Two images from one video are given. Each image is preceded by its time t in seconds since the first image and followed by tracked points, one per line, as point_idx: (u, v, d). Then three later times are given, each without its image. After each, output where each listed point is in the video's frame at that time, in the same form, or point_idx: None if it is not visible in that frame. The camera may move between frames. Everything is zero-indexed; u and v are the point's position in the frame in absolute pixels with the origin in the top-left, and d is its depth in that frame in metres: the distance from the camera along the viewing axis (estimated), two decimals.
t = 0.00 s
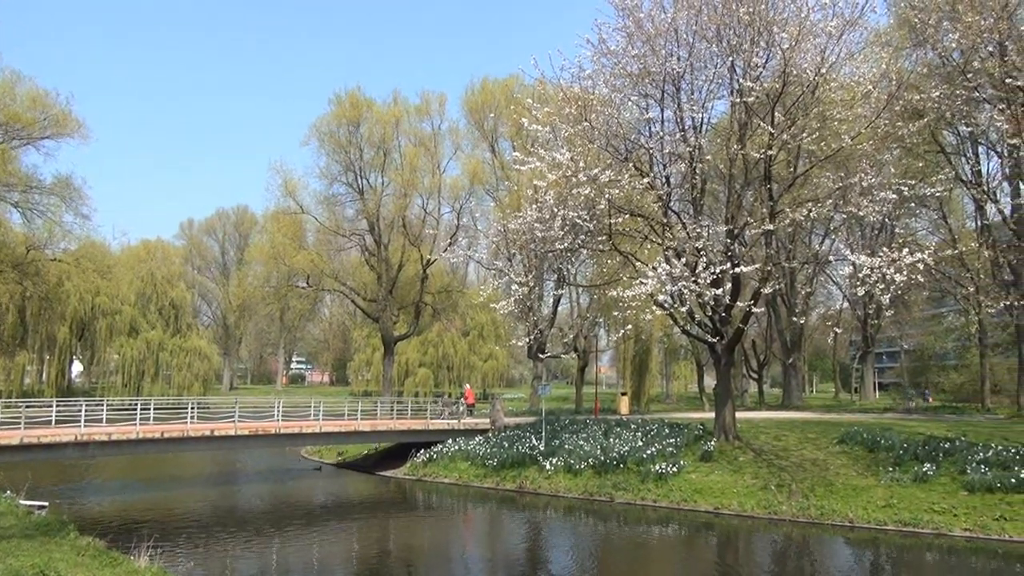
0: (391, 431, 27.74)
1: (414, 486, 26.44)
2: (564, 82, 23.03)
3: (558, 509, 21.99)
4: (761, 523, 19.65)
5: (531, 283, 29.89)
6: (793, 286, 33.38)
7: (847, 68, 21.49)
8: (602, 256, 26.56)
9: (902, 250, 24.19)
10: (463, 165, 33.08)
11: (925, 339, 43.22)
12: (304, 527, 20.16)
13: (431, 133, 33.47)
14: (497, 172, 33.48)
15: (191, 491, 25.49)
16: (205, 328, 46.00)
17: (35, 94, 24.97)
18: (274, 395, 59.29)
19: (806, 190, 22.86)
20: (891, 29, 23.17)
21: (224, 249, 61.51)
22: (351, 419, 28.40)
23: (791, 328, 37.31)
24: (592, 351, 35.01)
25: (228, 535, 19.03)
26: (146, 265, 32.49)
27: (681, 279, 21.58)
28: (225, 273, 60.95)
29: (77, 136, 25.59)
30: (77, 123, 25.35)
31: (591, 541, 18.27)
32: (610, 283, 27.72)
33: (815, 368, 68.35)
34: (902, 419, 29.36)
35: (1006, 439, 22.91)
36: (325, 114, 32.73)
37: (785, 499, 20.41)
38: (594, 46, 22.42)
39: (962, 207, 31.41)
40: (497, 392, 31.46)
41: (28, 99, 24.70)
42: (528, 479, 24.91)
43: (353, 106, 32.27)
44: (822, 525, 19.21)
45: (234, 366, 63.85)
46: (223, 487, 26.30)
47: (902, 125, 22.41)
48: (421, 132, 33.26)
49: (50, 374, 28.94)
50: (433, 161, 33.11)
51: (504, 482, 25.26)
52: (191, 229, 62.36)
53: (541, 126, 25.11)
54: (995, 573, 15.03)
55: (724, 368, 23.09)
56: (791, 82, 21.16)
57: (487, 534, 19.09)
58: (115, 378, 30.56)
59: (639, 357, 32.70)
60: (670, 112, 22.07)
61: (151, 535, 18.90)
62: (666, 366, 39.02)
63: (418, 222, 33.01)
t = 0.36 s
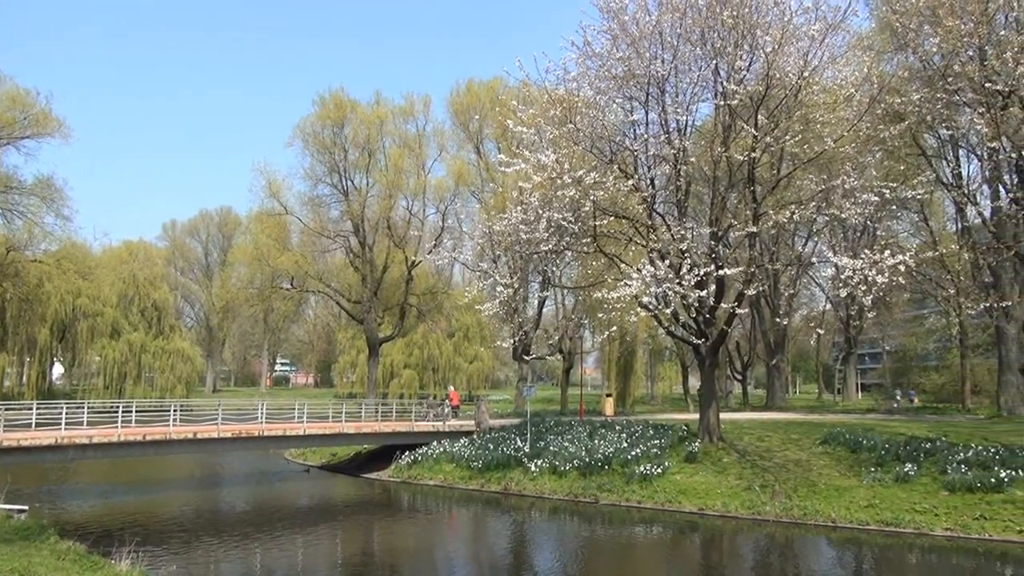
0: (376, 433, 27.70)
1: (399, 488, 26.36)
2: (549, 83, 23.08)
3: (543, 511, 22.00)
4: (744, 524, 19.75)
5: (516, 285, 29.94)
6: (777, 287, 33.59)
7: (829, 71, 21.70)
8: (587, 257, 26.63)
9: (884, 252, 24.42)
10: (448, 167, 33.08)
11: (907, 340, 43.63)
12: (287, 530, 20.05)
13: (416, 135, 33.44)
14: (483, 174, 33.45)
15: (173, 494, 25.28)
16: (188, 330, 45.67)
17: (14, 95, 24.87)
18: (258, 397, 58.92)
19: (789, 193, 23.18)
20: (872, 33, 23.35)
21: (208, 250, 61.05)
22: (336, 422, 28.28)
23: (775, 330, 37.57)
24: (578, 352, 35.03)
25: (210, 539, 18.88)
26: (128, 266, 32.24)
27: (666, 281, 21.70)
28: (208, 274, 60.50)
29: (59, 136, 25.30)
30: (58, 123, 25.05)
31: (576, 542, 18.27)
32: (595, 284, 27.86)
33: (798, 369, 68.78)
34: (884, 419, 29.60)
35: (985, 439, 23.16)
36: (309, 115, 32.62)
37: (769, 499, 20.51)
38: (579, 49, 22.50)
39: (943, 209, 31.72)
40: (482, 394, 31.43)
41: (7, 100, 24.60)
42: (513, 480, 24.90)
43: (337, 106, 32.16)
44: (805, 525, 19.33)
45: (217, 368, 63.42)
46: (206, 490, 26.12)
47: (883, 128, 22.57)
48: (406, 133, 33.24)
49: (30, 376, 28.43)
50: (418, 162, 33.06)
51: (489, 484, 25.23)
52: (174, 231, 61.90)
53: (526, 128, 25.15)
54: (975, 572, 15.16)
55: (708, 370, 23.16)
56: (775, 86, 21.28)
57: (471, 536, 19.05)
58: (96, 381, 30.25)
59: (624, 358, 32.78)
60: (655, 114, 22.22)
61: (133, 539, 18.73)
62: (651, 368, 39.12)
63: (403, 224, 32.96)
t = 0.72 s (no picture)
0: (361, 436, 27.60)
1: (384, 490, 26.26)
2: (534, 86, 23.15)
3: (528, 512, 22.00)
4: (729, 525, 19.83)
5: (501, 286, 29.95)
6: (761, 289, 33.81)
7: (813, 75, 21.88)
8: (572, 259, 26.71)
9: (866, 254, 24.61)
10: (433, 168, 33.04)
11: (890, 342, 44.05)
12: (271, 533, 19.93)
13: (401, 136, 33.35)
14: (467, 176, 33.53)
15: (156, 498, 25.08)
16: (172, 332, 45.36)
17: None
18: (242, 399, 58.61)
19: (773, 195, 23.38)
20: (855, 37, 23.49)
21: (191, 251, 60.61)
22: (320, 424, 28.15)
23: (759, 331, 37.87)
24: (563, 354, 35.05)
25: (193, 543, 18.72)
26: (111, 268, 31.88)
27: (650, 283, 21.79)
28: (192, 276, 60.12)
29: (40, 136, 25.11)
30: (39, 123, 24.88)
31: (561, 544, 18.25)
32: (580, 286, 27.89)
33: (782, 370, 69.27)
34: (868, 420, 29.82)
35: (966, 439, 23.39)
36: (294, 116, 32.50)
37: (753, 500, 20.61)
38: (564, 51, 22.56)
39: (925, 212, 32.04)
40: (467, 396, 31.40)
41: None
42: (498, 482, 24.86)
43: (322, 107, 32.10)
44: (789, 525, 19.44)
45: (201, 370, 63.03)
46: (189, 493, 25.93)
47: (866, 131, 22.76)
48: (391, 135, 33.16)
49: (11, 378, 28.43)
50: (403, 164, 32.88)
51: (475, 486, 25.20)
52: (157, 232, 61.48)
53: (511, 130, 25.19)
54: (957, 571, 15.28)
55: (693, 371, 23.23)
56: (758, 89, 21.46)
57: (456, 538, 19.01)
58: (78, 384, 29.94)
59: (609, 360, 32.83)
60: (640, 116, 22.22)
61: (114, 544, 18.56)
62: (636, 369, 39.24)
63: (388, 226, 32.84)
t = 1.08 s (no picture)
0: (342, 439, 27.46)
1: (365, 494, 26.11)
2: (517, 88, 23.12)
3: (511, 515, 21.97)
4: (711, 526, 19.90)
5: (484, 289, 29.92)
6: (742, 292, 34.08)
7: (794, 79, 22.05)
8: (555, 261, 26.74)
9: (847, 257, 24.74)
10: (416, 171, 32.95)
11: (870, 344, 44.49)
12: (251, 538, 19.77)
13: (384, 139, 33.23)
14: (451, 179, 33.86)
15: (135, 502, 24.80)
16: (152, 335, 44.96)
17: None
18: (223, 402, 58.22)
19: (755, 199, 23.88)
20: (835, 41, 23.71)
21: (172, 253, 60.08)
22: (302, 427, 27.97)
23: (741, 333, 38.11)
24: (546, 356, 35.06)
25: (172, 548, 18.53)
26: (89, 270, 31.68)
27: (633, 285, 21.82)
28: (173, 278, 59.64)
29: (17, 136, 24.79)
30: (16, 122, 24.57)
31: (543, 546, 18.23)
32: (563, 289, 27.92)
33: (764, 372, 69.78)
34: (848, 422, 30.06)
35: (944, 440, 23.67)
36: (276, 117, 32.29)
37: (735, 502, 20.70)
38: (547, 54, 22.58)
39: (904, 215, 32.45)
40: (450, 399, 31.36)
41: None
42: (481, 485, 24.82)
43: (305, 109, 31.91)
44: (770, 527, 19.54)
45: (182, 373, 62.53)
46: (168, 498, 25.67)
47: (845, 135, 22.96)
48: (374, 137, 33.03)
49: None
50: (386, 166, 32.77)
51: (457, 489, 25.13)
52: (137, 234, 60.94)
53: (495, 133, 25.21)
54: (935, 571, 15.42)
55: (675, 373, 23.24)
56: (740, 92, 21.62)
57: (438, 541, 18.94)
58: (56, 388, 29.49)
59: (592, 362, 32.87)
60: (622, 119, 22.37)
61: (91, 549, 18.34)
62: (619, 372, 39.36)
63: (370, 228, 32.76)
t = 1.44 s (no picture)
0: (328, 442, 27.36)
1: (352, 497, 26.02)
2: (503, 91, 23.13)
3: (498, 517, 21.96)
4: (697, 527, 19.97)
5: (471, 291, 29.90)
6: (728, 294, 34.24)
7: (778, 81, 22.16)
8: (542, 263, 26.77)
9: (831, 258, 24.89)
10: (402, 173, 32.94)
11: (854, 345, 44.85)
12: (236, 542, 19.64)
13: (370, 141, 33.18)
14: (437, 181, 33.86)
15: (119, 507, 24.60)
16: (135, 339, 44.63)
17: None
18: (208, 406, 57.87)
19: (740, 201, 24.12)
20: (818, 44, 23.87)
21: (156, 256, 59.66)
22: (287, 430, 27.85)
23: (726, 335, 38.26)
24: (533, 358, 35.08)
25: (156, 553, 18.38)
26: (72, 273, 31.23)
27: (619, 287, 21.86)
28: (157, 281, 59.24)
29: None
30: None
31: (530, 548, 18.22)
32: (549, 292, 27.95)
33: (749, 374, 70.20)
34: (833, 422, 30.24)
35: (927, 440, 23.88)
36: (261, 119, 32.13)
37: (721, 502, 20.78)
38: (533, 56, 22.62)
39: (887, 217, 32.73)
40: (436, 401, 31.31)
41: None
42: (468, 488, 24.77)
43: (290, 111, 31.79)
44: (756, 527, 19.63)
45: (166, 377, 62.14)
46: (153, 502, 25.48)
47: (829, 138, 23.11)
48: (360, 139, 32.97)
49: None
50: (372, 168, 32.72)
51: (444, 492, 25.06)
52: (120, 236, 60.52)
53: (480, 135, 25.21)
54: (919, 570, 15.53)
55: (661, 375, 23.30)
56: (725, 95, 21.76)
57: (425, 544, 18.88)
58: (38, 393, 29.29)
59: (579, 364, 32.91)
60: (608, 122, 22.43)
61: (75, 555, 18.18)
62: (605, 373, 39.42)
63: (356, 230, 32.67)
